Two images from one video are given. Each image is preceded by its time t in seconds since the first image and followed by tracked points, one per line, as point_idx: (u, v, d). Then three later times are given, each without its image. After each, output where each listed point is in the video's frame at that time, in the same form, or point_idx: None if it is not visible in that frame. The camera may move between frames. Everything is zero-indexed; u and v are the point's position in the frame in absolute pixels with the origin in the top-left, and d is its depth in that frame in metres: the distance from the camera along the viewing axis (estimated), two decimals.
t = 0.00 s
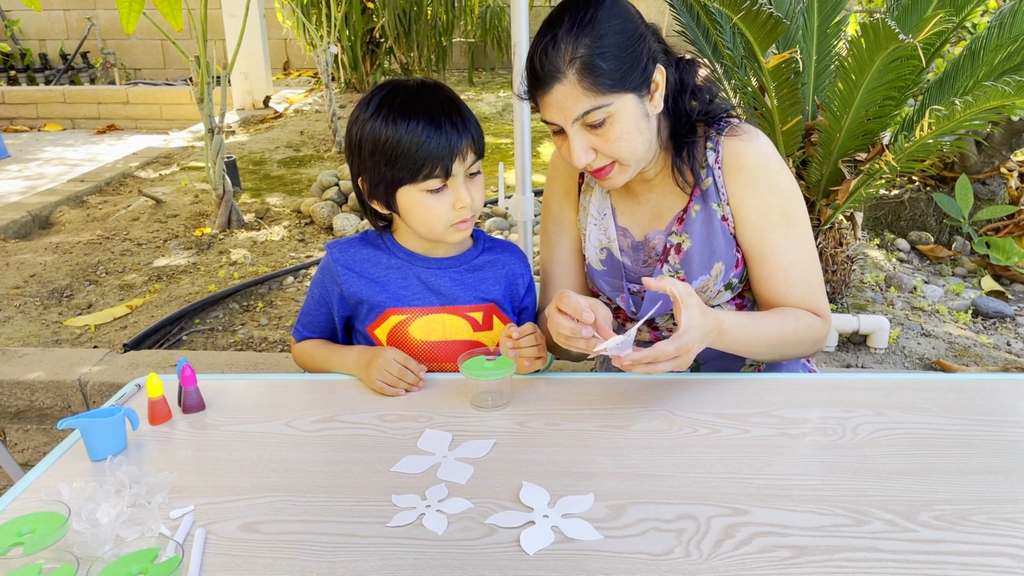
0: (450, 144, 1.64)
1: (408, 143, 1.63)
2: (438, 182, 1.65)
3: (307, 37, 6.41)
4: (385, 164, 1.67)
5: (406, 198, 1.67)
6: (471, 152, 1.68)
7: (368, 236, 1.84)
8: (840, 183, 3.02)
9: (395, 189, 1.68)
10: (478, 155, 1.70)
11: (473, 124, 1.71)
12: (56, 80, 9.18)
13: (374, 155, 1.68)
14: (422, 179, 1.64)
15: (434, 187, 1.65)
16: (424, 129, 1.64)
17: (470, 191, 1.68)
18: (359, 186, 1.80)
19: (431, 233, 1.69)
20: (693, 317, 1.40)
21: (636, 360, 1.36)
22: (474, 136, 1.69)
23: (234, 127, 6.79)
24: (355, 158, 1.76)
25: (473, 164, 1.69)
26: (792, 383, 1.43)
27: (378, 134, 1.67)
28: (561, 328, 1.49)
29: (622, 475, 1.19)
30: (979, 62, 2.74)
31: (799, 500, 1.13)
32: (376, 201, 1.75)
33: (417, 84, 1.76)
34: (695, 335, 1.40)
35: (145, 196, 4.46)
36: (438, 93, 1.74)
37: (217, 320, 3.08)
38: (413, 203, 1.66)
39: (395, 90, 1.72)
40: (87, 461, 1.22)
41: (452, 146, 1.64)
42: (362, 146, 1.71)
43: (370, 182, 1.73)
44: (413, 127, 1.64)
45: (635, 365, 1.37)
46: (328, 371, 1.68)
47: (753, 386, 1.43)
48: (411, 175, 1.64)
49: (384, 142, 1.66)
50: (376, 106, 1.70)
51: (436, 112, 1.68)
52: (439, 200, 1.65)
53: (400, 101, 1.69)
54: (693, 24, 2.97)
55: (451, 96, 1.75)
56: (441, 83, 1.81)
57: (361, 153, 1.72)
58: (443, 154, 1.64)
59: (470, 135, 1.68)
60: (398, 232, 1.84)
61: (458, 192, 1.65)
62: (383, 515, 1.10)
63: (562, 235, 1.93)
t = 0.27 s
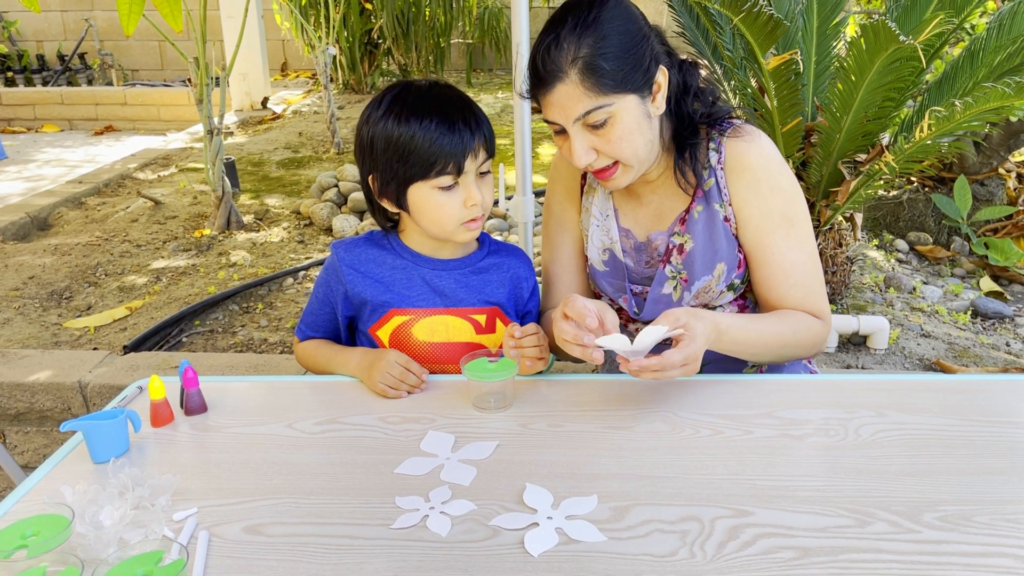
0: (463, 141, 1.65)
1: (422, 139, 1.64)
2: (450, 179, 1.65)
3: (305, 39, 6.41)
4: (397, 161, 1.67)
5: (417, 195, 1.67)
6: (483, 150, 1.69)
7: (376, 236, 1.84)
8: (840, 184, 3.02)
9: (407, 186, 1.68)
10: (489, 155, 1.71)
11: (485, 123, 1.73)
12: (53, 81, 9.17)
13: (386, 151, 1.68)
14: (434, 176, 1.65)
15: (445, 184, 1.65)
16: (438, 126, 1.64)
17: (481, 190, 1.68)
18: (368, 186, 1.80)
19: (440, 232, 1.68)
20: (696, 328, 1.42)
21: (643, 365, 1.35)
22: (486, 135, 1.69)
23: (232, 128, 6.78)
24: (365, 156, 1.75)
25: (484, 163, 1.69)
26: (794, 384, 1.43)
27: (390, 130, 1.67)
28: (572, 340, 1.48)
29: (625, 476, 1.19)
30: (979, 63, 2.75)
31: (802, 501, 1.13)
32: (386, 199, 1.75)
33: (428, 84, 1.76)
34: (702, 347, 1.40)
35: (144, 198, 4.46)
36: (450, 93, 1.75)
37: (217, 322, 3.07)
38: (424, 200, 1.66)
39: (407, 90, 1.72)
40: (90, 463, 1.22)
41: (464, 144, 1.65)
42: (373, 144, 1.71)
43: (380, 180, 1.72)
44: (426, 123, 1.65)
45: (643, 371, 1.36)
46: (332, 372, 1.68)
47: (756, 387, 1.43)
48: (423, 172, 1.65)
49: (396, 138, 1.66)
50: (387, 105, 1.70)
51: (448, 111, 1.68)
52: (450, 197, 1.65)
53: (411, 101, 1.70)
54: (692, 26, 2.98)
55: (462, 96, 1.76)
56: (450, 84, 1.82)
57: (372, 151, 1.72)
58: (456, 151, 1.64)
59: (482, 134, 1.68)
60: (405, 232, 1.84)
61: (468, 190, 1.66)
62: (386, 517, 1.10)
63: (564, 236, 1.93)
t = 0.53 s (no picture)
0: (481, 144, 1.66)
1: (440, 140, 1.64)
2: (466, 181, 1.66)
3: (304, 39, 6.41)
4: (413, 161, 1.67)
5: (433, 196, 1.67)
6: (499, 154, 1.70)
7: (386, 236, 1.84)
8: (839, 185, 3.03)
9: (422, 187, 1.68)
10: (504, 158, 1.71)
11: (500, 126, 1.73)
12: (51, 82, 9.15)
13: (402, 151, 1.68)
14: (450, 178, 1.65)
15: (461, 186, 1.65)
16: (457, 127, 1.65)
17: (495, 193, 1.69)
18: (381, 185, 1.79)
19: (453, 234, 1.69)
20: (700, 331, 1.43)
21: (648, 361, 1.35)
22: (502, 139, 1.70)
23: (231, 129, 6.78)
24: (380, 155, 1.75)
25: (499, 166, 1.70)
26: (796, 384, 1.43)
27: (408, 130, 1.67)
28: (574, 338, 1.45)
29: (629, 477, 1.19)
30: (978, 63, 2.76)
31: (806, 501, 1.13)
32: (400, 199, 1.74)
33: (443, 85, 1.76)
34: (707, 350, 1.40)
35: (143, 199, 4.45)
36: (466, 95, 1.75)
37: (217, 323, 3.07)
38: (439, 201, 1.66)
39: (423, 90, 1.72)
40: (93, 464, 1.22)
41: (482, 148, 1.66)
42: (388, 143, 1.71)
43: (394, 180, 1.72)
44: (445, 124, 1.65)
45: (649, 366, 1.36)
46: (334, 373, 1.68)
47: (758, 387, 1.43)
48: (439, 173, 1.65)
49: (413, 138, 1.66)
50: (404, 104, 1.70)
51: (466, 113, 1.68)
52: (465, 199, 1.65)
53: (428, 101, 1.70)
54: (692, 27, 2.99)
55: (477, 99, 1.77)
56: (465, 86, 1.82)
57: (387, 150, 1.72)
58: (474, 153, 1.65)
59: (499, 138, 1.69)
60: (415, 233, 1.83)
61: (483, 193, 1.67)
62: (390, 518, 1.10)
63: (566, 236, 1.93)
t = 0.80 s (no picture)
0: (494, 148, 1.65)
1: (450, 144, 1.64)
2: (477, 185, 1.66)
3: (302, 40, 6.40)
4: (423, 164, 1.67)
5: (445, 199, 1.66)
6: (511, 159, 1.70)
7: (394, 238, 1.83)
8: (839, 185, 3.03)
9: (433, 189, 1.67)
10: (516, 163, 1.71)
11: (513, 132, 1.73)
12: (47, 83, 9.13)
13: (412, 154, 1.68)
14: (462, 181, 1.65)
15: (472, 190, 1.65)
16: (467, 131, 1.65)
17: (506, 198, 1.69)
18: (391, 187, 1.79)
19: (462, 237, 1.69)
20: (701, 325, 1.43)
21: (647, 356, 1.35)
22: (515, 144, 1.70)
23: (229, 130, 6.77)
24: (391, 157, 1.74)
25: (511, 171, 1.70)
26: (797, 384, 1.43)
27: (418, 133, 1.67)
28: (572, 336, 1.44)
29: (631, 477, 1.19)
30: (977, 64, 2.76)
31: (808, 501, 1.13)
32: (410, 201, 1.74)
33: (457, 88, 1.76)
34: (706, 343, 1.40)
35: (141, 200, 4.44)
36: (480, 99, 1.75)
37: (216, 324, 3.06)
38: (450, 204, 1.66)
39: (438, 93, 1.72)
40: (94, 466, 1.21)
41: (495, 152, 1.65)
42: (401, 144, 1.70)
43: (406, 181, 1.72)
44: (455, 128, 1.65)
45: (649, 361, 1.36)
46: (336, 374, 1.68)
47: (759, 387, 1.43)
48: (451, 176, 1.65)
49: (423, 141, 1.66)
50: (418, 106, 1.70)
51: (480, 117, 1.68)
52: (477, 203, 1.65)
53: (442, 104, 1.70)
54: (692, 27, 2.99)
55: (491, 103, 1.77)
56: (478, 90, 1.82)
57: (399, 151, 1.71)
58: (485, 157, 1.65)
59: (511, 143, 1.69)
60: (423, 235, 1.82)
61: (494, 198, 1.66)
62: (392, 519, 1.09)
63: (568, 236, 1.93)
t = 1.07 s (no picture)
0: (499, 149, 1.65)
1: (457, 144, 1.64)
2: (481, 186, 1.66)
3: (299, 41, 6.40)
4: (429, 163, 1.67)
5: (448, 199, 1.66)
6: (515, 161, 1.70)
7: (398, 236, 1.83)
8: (837, 185, 3.03)
9: (437, 189, 1.67)
10: (520, 165, 1.71)
11: (518, 133, 1.73)
12: (44, 84, 9.12)
13: (418, 153, 1.67)
14: (465, 182, 1.65)
15: (476, 191, 1.65)
16: (475, 132, 1.64)
17: (509, 200, 1.69)
18: (395, 184, 1.79)
19: (465, 238, 1.69)
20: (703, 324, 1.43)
21: (648, 352, 1.34)
22: (519, 146, 1.70)
23: (226, 131, 6.76)
24: (396, 155, 1.74)
25: (514, 173, 1.70)
26: (797, 384, 1.43)
27: (425, 132, 1.66)
28: (572, 339, 1.44)
29: (631, 477, 1.18)
30: (975, 64, 2.77)
31: (809, 500, 1.13)
32: (414, 200, 1.74)
33: (464, 88, 1.76)
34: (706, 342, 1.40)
35: (138, 200, 4.44)
36: (486, 99, 1.75)
37: (214, 324, 3.06)
38: (453, 204, 1.66)
39: (444, 92, 1.72)
40: (93, 467, 1.21)
41: (499, 154, 1.65)
42: (405, 143, 1.70)
43: (410, 180, 1.72)
44: (462, 129, 1.65)
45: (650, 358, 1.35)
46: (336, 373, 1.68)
47: (759, 387, 1.43)
48: (455, 177, 1.65)
49: (430, 140, 1.66)
50: (424, 105, 1.70)
51: (486, 118, 1.68)
52: (480, 204, 1.65)
53: (448, 103, 1.70)
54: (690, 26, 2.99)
55: (497, 103, 1.76)
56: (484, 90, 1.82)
57: (403, 149, 1.71)
58: (491, 158, 1.65)
59: (516, 144, 1.69)
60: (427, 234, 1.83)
61: (497, 199, 1.67)
62: (393, 519, 1.09)
63: (569, 236, 1.93)
